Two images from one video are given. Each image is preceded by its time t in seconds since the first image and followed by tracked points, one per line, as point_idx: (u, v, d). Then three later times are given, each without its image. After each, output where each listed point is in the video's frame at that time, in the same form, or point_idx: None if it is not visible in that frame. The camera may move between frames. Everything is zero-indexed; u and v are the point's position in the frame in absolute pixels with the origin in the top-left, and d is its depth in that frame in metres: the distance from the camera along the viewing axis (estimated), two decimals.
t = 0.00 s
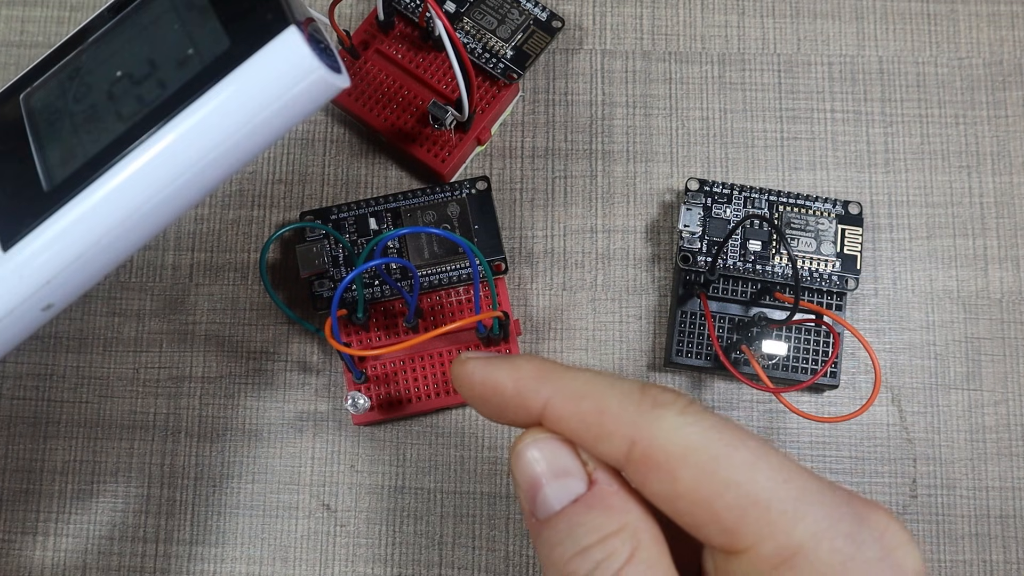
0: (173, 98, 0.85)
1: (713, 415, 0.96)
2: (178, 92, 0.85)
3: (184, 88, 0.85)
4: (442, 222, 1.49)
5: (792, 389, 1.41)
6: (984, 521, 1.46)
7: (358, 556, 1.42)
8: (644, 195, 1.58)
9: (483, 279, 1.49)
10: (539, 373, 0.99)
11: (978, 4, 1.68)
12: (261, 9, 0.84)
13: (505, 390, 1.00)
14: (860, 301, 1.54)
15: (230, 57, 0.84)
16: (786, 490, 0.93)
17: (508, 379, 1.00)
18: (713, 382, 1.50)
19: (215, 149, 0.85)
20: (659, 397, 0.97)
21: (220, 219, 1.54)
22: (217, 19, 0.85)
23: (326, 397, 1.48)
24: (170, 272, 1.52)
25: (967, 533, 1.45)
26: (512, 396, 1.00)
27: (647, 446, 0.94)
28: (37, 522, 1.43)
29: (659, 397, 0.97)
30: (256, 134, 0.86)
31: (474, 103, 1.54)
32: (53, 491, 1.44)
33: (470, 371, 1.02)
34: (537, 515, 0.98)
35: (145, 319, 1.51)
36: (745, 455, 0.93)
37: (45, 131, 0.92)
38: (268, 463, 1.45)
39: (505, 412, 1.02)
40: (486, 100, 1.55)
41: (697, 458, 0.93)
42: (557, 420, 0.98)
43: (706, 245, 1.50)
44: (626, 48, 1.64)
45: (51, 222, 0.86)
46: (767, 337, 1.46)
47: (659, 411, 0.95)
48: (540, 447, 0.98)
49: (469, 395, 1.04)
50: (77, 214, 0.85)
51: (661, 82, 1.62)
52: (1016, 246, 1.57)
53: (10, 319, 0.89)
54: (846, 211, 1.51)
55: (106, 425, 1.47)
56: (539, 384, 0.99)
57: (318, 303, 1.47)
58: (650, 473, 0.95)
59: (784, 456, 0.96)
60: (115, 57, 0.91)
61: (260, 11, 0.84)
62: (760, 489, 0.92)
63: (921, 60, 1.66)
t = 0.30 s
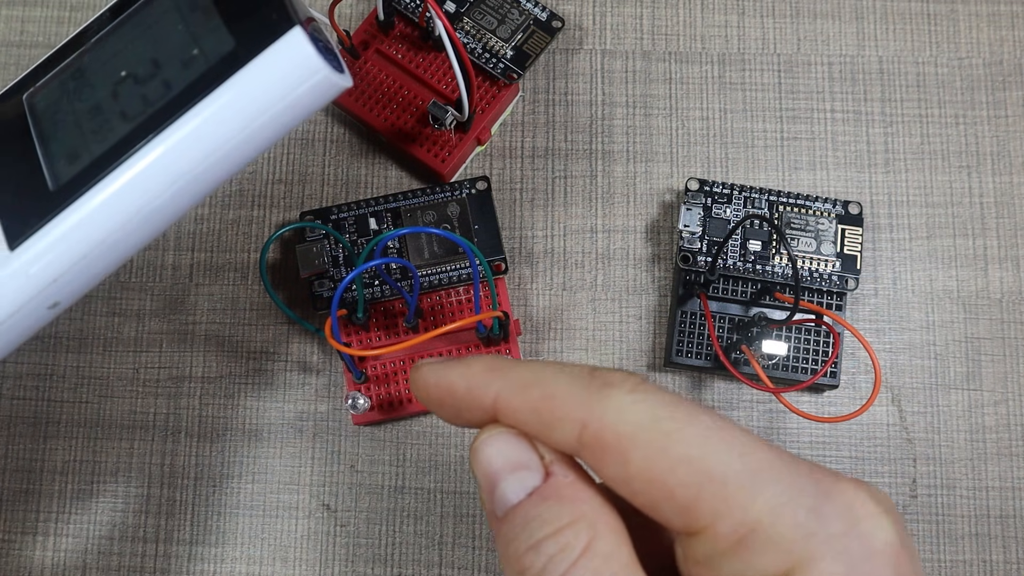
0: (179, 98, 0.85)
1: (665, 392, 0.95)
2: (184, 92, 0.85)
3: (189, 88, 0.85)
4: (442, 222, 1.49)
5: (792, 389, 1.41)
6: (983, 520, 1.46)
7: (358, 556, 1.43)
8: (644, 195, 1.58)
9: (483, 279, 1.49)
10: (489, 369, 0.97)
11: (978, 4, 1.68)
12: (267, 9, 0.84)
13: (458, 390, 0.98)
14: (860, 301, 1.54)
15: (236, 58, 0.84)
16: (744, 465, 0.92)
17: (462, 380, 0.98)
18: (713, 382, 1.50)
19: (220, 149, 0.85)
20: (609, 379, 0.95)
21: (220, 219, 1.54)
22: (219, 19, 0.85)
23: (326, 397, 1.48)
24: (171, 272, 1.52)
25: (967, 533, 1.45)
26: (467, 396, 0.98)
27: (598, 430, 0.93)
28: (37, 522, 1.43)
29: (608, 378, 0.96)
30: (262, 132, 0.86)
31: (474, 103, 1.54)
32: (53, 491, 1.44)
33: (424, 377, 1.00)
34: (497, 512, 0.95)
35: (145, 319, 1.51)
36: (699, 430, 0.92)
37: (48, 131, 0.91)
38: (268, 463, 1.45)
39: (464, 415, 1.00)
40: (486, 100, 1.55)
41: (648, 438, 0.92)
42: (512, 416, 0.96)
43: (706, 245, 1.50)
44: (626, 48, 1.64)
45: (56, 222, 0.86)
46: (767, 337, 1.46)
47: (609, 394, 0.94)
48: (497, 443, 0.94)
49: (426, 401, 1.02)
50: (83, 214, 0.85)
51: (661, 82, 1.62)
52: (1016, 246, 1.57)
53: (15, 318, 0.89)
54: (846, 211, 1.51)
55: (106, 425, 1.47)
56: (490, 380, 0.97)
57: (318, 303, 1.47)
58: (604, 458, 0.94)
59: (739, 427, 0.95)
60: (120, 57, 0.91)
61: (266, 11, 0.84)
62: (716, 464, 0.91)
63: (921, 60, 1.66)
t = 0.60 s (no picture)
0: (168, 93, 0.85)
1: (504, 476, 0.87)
2: (173, 87, 0.85)
3: (178, 83, 0.85)
4: (442, 222, 1.49)
5: (792, 389, 1.41)
6: (984, 521, 1.46)
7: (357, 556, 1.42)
8: (644, 195, 1.58)
9: (483, 278, 1.49)
10: (302, 484, 0.83)
11: (978, 4, 1.68)
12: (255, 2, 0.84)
13: (267, 516, 0.83)
14: (860, 301, 1.54)
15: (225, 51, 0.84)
16: (591, 549, 0.81)
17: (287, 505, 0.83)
18: (713, 383, 1.50)
19: (208, 144, 0.85)
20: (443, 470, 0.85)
21: (220, 219, 1.54)
22: (209, 13, 0.85)
23: (325, 397, 1.48)
24: (170, 272, 1.52)
25: (967, 533, 1.45)
26: (279, 522, 0.82)
27: (421, 527, 0.82)
28: (37, 522, 1.43)
29: (430, 465, 0.85)
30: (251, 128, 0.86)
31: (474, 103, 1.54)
32: (53, 491, 1.44)
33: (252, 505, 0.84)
34: None
35: (145, 319, 1.51)
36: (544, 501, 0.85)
37: (38, 127, 0.91)
38: (268, 463, 1.45)
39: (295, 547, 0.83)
40: (486, 100, 1.55)
41: (471, 526, 0.81)
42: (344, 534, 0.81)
43: (706, 245, 1.50)
44: (626, 48, 1.64)
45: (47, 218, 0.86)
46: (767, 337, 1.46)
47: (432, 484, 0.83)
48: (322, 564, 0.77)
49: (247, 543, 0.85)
50: (73, 211, 0.85)
51: (661, 82, 1.62)
52: (1016, 246, 1.57)
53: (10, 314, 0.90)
54: (846, 210, 1.51)
55: (106, 425, 1.47)
56: (302, 497, 0.82)
57: (318, 303, 1.47)
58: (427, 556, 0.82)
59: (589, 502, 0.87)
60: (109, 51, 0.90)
61: (254, 4, 0.84)
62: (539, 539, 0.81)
63: (921, 60, 1.66)
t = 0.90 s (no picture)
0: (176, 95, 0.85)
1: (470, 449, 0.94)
2: (181, 88, 0.85)
3: (185, 82, 0.85)
4: (442, 222, 1.49)
5: (792, 389, 1.41)
6: (984, 521, 1.46)
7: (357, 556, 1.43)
8: (644, 195, 1.58)
9: (483, 279, 1.49)
10: None
11: (978, 4, 1.68)
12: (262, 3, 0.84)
13: None
14: (860, 301, 1.54)
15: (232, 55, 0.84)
16: None
17: (268, 493, 0.87)
18: (713, 383, 1.50)
19: (214, 145, 0.85)
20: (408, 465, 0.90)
21: (220, 219, 1.54)
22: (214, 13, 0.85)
23: (326, 397, 1.48)
24: (170, 273, 1.52)
25: (967, 533, 1.46)
26: None
27: None
28: (37, 522, 1.43)
29: None
30: (259, 127, 0.86)
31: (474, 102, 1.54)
32: (53, 491, 1.44)
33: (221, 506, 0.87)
34: None
35: (145, 319, 1.51)
36: (514, 491, 0.90)
37: (42, 127, 0.90)
38: (268, 463, 1.45)
39: (272, 550, 0.89)
40: (486, 100, 1.55)
41: None
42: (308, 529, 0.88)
43: (706, 245, 1.50)
44: (626, 48, 1.64)
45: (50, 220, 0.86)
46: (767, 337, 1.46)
47: None
48: None
49: None
50: (76, 212, 0.85)
51: (661, 82, 1.62)
52: (1016, 246, 1.57)
53: (15, 314, 0.90)
54: (846, 211, 1.51)
55: (106, 425, 1.47)
56: None
57: (318, 303, 1.47)
58: None
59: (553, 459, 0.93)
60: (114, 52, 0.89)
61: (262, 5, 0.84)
62: None
63: (921, 60, 1.66)
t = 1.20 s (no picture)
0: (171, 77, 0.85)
1: (667, 433, 0.86)
2: (180, 73, 0.85)
3: (186, 67, 0.85)
4: (442, 222, 1.49)
5: (792, 389, 1.41)
6: (984, 521, 1.46)
7: (358, 556, 1.43)
8: (644, 195, 1.58)
9: (483, 279, 1.49)
10: None
11: (978, 4, 1.68)
12: None
13: None
14: (860, 301, 1.54)
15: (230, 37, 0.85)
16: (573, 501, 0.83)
17: (460, 355, 0.83)
18: (713, 383, 1.50)
19: (218, 130, 0.86)
20: (569, 393, 0.83)
21: (220, 219, 1.54)
22: None
23: (325, 397, 1.48)
24: (171, 272, 1.52)
25: (967, 533, 1.46)
26: None
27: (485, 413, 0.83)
28: (37, 522, 1.43)
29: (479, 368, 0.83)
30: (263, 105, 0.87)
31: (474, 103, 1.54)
32: (53, 491, 1.44)
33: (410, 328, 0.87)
34: None
35: (145, 319, 1.51)
36: (649, 494, 0.81)
37: (35, 114, 0.90)
38: (268, 463, 1.45)
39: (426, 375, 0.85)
40: (486, 100, 1.55)
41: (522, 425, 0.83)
42: (475, 407, 0.83)
43: (706, 245, 1.50)
44: (626, 48, 1.64)
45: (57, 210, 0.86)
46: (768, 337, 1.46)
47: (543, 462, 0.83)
48: None
49: None
50: (85, 201, 0.86)
51: (661, 82, 1.62)
52: (1016, 246, 1.57)
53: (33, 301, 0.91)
54: (846, 210, 1.51)
55: (106, 425, 1.47)
56: None
57: (318, 303, 1.47)
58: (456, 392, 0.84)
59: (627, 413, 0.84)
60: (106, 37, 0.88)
61: None
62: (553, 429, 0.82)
63: (921, 60, 1.66)
